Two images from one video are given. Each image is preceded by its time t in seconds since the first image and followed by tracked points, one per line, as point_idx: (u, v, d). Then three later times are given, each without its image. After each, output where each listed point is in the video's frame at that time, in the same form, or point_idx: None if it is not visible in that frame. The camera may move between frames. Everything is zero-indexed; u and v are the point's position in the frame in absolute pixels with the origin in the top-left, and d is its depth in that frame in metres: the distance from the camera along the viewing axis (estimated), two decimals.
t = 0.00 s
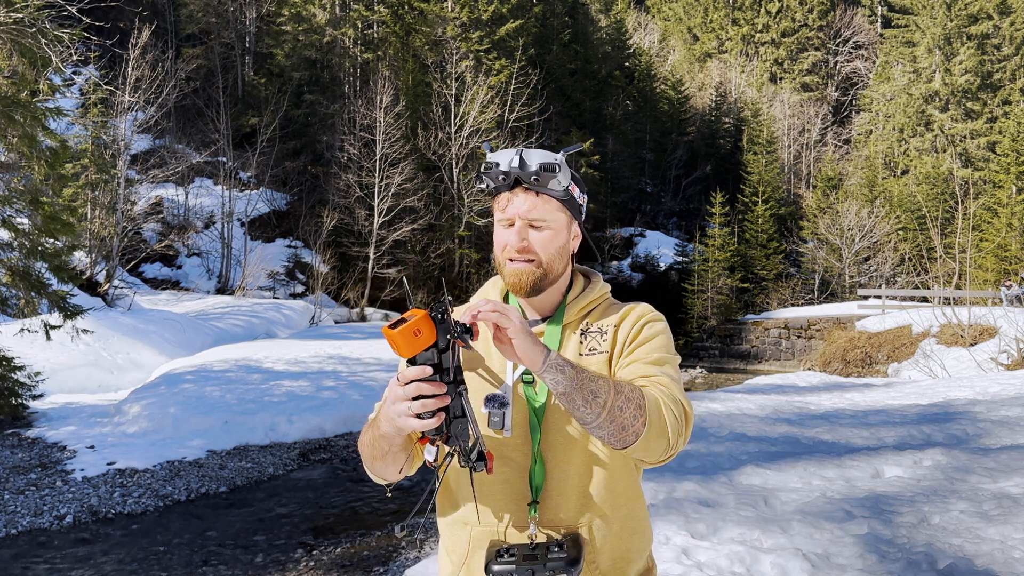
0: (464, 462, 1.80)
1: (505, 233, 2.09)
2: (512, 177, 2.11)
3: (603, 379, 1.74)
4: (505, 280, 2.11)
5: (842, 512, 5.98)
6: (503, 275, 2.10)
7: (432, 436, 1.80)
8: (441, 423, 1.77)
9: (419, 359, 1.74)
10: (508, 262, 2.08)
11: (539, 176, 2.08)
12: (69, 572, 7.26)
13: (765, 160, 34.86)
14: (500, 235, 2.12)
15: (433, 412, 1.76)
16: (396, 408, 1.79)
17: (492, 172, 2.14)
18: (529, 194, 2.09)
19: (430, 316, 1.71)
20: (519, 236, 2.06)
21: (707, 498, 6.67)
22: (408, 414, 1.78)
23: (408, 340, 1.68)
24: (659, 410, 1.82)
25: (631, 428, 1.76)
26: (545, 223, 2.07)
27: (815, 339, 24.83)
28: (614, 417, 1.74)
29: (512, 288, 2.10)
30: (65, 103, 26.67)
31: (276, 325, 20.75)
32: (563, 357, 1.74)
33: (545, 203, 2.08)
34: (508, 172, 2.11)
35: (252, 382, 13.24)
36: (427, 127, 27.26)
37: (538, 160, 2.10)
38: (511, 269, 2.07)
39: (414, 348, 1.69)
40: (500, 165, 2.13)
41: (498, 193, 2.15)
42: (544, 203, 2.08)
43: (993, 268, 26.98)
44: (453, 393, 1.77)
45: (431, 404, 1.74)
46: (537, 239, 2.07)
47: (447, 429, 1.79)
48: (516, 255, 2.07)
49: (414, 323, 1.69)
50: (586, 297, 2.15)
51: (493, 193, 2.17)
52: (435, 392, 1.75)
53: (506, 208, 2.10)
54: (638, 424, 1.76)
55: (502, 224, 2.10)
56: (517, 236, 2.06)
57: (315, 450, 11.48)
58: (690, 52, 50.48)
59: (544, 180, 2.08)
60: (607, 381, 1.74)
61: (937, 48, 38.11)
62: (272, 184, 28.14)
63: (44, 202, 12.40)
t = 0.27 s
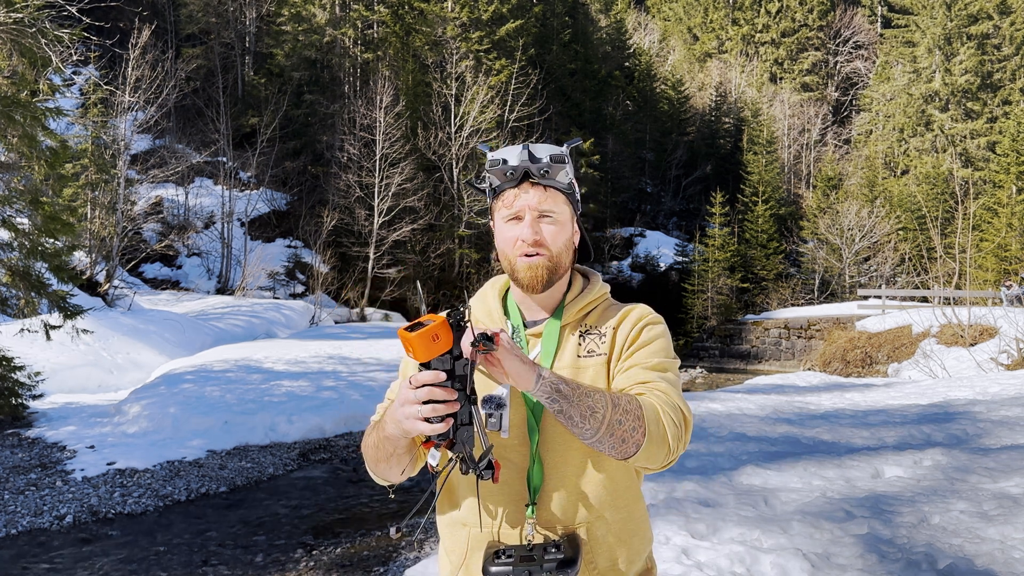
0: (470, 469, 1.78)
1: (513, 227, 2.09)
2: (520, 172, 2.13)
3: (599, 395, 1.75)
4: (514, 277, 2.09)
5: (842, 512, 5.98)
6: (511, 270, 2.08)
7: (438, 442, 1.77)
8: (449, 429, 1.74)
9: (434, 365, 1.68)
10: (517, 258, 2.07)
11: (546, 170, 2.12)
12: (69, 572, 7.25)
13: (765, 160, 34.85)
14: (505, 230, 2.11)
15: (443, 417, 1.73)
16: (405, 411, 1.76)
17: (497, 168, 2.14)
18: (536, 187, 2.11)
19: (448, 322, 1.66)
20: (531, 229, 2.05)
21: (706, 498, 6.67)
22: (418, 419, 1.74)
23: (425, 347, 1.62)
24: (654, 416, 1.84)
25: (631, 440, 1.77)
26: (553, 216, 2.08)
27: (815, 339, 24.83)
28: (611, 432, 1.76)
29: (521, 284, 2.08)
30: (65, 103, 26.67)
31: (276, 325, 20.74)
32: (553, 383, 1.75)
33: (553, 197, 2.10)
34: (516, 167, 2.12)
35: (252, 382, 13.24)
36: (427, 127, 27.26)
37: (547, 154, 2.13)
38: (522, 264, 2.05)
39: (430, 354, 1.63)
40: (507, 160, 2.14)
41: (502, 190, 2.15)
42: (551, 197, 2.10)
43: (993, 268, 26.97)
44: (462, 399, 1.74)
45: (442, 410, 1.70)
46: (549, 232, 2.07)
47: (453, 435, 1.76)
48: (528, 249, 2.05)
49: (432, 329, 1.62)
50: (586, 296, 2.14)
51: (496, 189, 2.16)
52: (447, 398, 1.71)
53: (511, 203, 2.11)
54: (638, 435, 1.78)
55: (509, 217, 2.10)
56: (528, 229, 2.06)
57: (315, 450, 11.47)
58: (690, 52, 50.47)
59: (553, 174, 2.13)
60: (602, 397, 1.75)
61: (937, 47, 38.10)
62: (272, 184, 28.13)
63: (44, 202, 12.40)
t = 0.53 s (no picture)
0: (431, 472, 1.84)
1: (519, 227, 2.09)
2: (528, 173, 2.14)
3: (646, 420, 1.78)
4: (519, 276, 2.08)
5: (842, 512, 5.98)
6: (517, 270, 2.08)
7: (414, 436, 1.86)
8: (423, 425, 1.84)
9: (414, 358, 1.82)
10: (522, 258, 2.06)
11: (554, 170, 2.13)
12: (69, 572, 7.25)
13: (765, 160, 34.84)
14: (512, 230, 2.11)
15: (417, 413, 1.84)
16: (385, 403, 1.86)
17: (505, 168, 2.15)
18: (544, 188, 2.13)
19: (433, 319, 1.80)
20: (538, 230, 2.06)
21: (706, 498, 6.67)
22: (396, 412, 1.85)
23: (412, 339, 1.77)
24: (691, 440, 1.87)
25: (669, 462, 1.81)
26: (559, 217, 2.09)
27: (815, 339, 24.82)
28: (655, 456, 1.79)
29: (525, 284, 2.08)
30: (64, 103, 26.66)
31: (276, 325, 20.74)
32: (607, 405, 1.75)
33: (559, 198, 2.12)
34: (524, 168, 2.13)
35: (252, 382, 13.24)
36: (427, 127, 27.26)
37: (555, 154, 2.15)
38: (529, 264, 2.04)
39: (414, 347, 1.78)
40: (516, 160, 2.15)
41: (509, 190, 2.16)
42: (558, 198, 2.12)
43: (993, 268, 26.96)
44: (439, 398, 1.86)
45: (417, 404, 1.82)
46: (556, 233, 2.08)
47: (430, 431, 1.86)
48: (534, 249, 2.05)
49: (416, 323, 1.77)
50: (590, 299, 2.15)
51: (501, 189, 2.17)
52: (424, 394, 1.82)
53: (518, 203, 2.12)
54: (677, 459, 1.83)
55: (515, 217, 2.11)
56: (536, 230, 2.06)
57: (315, 450, 11.48)
58: (690, 52, 50.46)
59: (560, 174, 2.14)
60: (648, 421, 1.78)
61: (937, 47, 38.09)
62: (272, 184, 28.13)
63: (44, 202, 12.40)
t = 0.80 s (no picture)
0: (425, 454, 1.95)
1: (524, 226, 2.13)
2: (534, 171, 2.18)
3: (667, 437, 1.86)
4: (522, 275, 2.10)
5: (841, 512, 6.01)
6: (521, 268, 2.10)
7: (411, 426, 1.95)
8: (419, 414, 1.90)
9: (409, 347, 1.89)
10: (527, 256, 2.09)
11: (561, 170, 2.17)
12: (70, 572, 7.27)
13: (765, 160, 34.87)
14: (516, 228, 2.14)
15: (412, 401, 1.89)
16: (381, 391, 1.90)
17: (512, 165, 2.19)
18: (550, 187, 2.16)
19: (429, 308, 1.88)
20: (544, 228, 2.09)
21: (706, 498, 6.69)
22: (392, 400, 1.90)
23: (408, 326, 1.85)
24: (704, 455, 1.96)
25: (682, 476, 1.91)
26: (564, 217, 2.13)
27: (814, 339, 24.84)
28: (672, 470, 1.88)
29: (528, 283, 2.10)
30: (65, 103, 26.68)
31: (276, 325, 20.76)
32: (639, 421, 1.79)
33: (564, 198, 2.16)
34: (532, 166, 2.17)
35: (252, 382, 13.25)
36: (427, 127, 27.28)
37: (562, 154, 2.21)
38: (532, 263, 2.07)
39: (409, 335, 1.86)
40: (522, 159, 2.19)
41: (515, 188, 2.19)
42: (563, 198, 2.16)
43: (993, 268, 26.97)
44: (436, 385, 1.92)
45: (413, 392, 1.86)
46: (561, 232, 2.11)
47: (424, 423, 1.97)
48: (538, 248, 2.08)
49: (411, 312, 1.86)
50: (592, 300, 2.18)
51: (507, 187, 2.20)
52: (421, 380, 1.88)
53: (524, 202, 2.16)
54: (689, 474, 1.93)
55: (520, 215, 2.14)
56: (541, 228, 2.09)
57: (315, 449, 11.50)
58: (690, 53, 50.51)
59: (566, 174, 2.18)
60: (668, 438, 1.86)
61: (936, 48, 38.12)
62: (272, 184, 28.16)
63: (44, 202, 12.42)
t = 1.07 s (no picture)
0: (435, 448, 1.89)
1: (530, 223, 2.12)
2: (545, 170, 2.19)
3: (669, 413, 1.83)
4: (526, 274, 2.10)
5: (841, 512, 6.01)
6: (525, 267, 2.09)
7: (418, 420, 1.92)
8: (426, 408, 1.88)
9: (418, 341, 1.88)
10: (532, 255, 2.09)
11: (571, 170, 2.19)
12: (69, 571, 7.27)
13: (765, 160, 34.87)
14: (522, 225, 2.14)
15: (420, 395, 1.87)
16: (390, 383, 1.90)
17: (522, 162, 2.19)
18: (558, 186, 2.17)
19: (441, 303, 1.89)
20: (550, 227, 2.09)
21: (706, 498, 6.69)
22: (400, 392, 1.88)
23: (417, 319, 1.86)
24: (702, 446, 1.95)
25: (681, 462, 1.89)
26: (571, 217, 2.13)
27: (814, 339, 24.83)
28: (671, 451, 1.85)
29: (532, 281, 2.10)
30: (65, 103, 26.70)
31: (276, 325, 20.76)
32: (641, 392, 1.78)
33: (572, 197, 2.16)
34: (542, 164, 2.18)
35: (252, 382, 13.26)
36: (427, 127, 27.28)
37: (573, 155, 2.22)
38: (537, 260, 2.07)
39: (419, 328, 1.86)
40: (532, 156, 2.20)
41: (522, 184, 2.19)
42: (571, 198, 2.16)
43: (993, 268, 26.95)
44: (445, 379, 1.90)
45: (421, 386, 1.85)
46: (567, 232, 2.11)
47: (433, 417, 1.93)
48: (544, 246, 2.08)
49: (422, 305, 1.87)
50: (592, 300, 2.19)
51: (515, 183, 2.20)
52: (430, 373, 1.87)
53: (531, 199, 2.15)
54: (688, 461, 1.91)
55: (527, 212, 2.14)
56: (547, 226, 2.09)
57: (315, 449, 11.49)
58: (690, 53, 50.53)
59: (575, 174, 2.20)
60: (670, 417, 1.83)
61: (936, 47, 38.13)
62: (272, 184, 28.16)
63: (44, 202, 12.41)
